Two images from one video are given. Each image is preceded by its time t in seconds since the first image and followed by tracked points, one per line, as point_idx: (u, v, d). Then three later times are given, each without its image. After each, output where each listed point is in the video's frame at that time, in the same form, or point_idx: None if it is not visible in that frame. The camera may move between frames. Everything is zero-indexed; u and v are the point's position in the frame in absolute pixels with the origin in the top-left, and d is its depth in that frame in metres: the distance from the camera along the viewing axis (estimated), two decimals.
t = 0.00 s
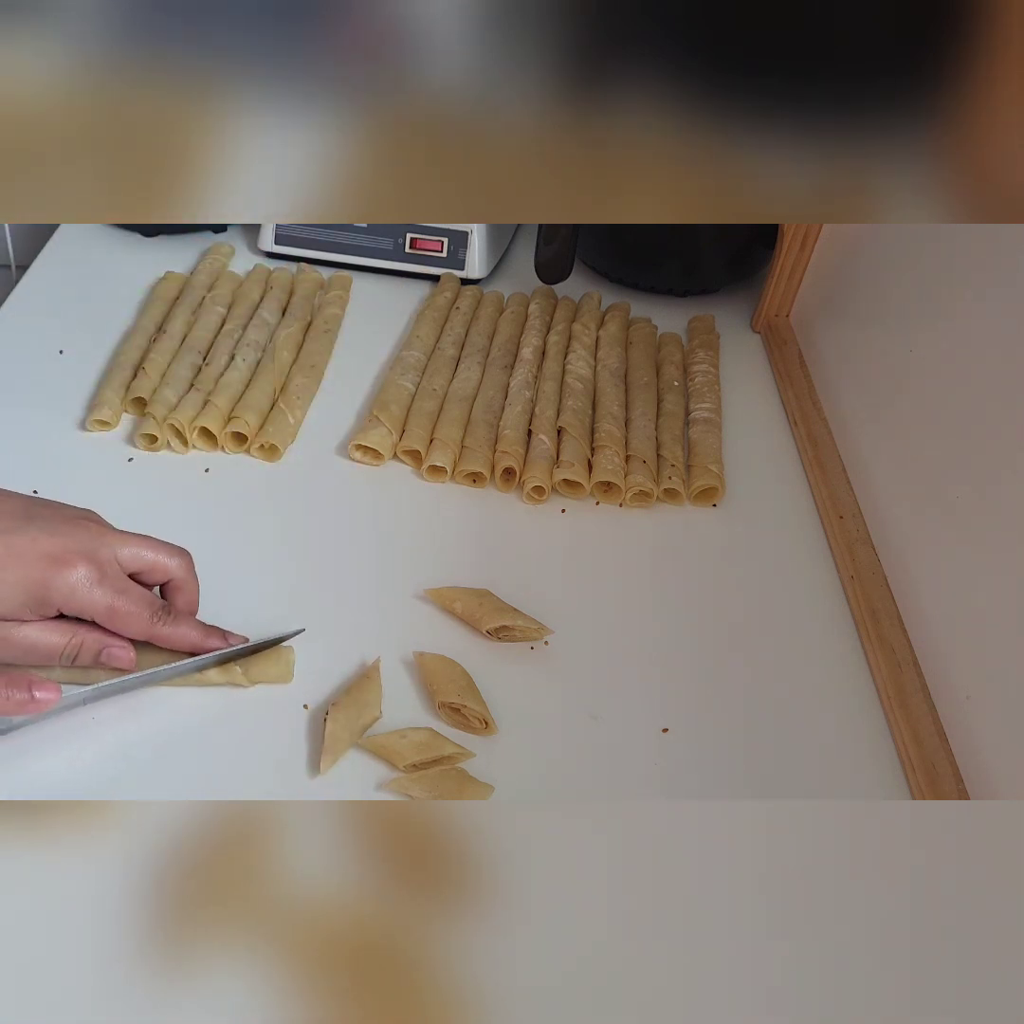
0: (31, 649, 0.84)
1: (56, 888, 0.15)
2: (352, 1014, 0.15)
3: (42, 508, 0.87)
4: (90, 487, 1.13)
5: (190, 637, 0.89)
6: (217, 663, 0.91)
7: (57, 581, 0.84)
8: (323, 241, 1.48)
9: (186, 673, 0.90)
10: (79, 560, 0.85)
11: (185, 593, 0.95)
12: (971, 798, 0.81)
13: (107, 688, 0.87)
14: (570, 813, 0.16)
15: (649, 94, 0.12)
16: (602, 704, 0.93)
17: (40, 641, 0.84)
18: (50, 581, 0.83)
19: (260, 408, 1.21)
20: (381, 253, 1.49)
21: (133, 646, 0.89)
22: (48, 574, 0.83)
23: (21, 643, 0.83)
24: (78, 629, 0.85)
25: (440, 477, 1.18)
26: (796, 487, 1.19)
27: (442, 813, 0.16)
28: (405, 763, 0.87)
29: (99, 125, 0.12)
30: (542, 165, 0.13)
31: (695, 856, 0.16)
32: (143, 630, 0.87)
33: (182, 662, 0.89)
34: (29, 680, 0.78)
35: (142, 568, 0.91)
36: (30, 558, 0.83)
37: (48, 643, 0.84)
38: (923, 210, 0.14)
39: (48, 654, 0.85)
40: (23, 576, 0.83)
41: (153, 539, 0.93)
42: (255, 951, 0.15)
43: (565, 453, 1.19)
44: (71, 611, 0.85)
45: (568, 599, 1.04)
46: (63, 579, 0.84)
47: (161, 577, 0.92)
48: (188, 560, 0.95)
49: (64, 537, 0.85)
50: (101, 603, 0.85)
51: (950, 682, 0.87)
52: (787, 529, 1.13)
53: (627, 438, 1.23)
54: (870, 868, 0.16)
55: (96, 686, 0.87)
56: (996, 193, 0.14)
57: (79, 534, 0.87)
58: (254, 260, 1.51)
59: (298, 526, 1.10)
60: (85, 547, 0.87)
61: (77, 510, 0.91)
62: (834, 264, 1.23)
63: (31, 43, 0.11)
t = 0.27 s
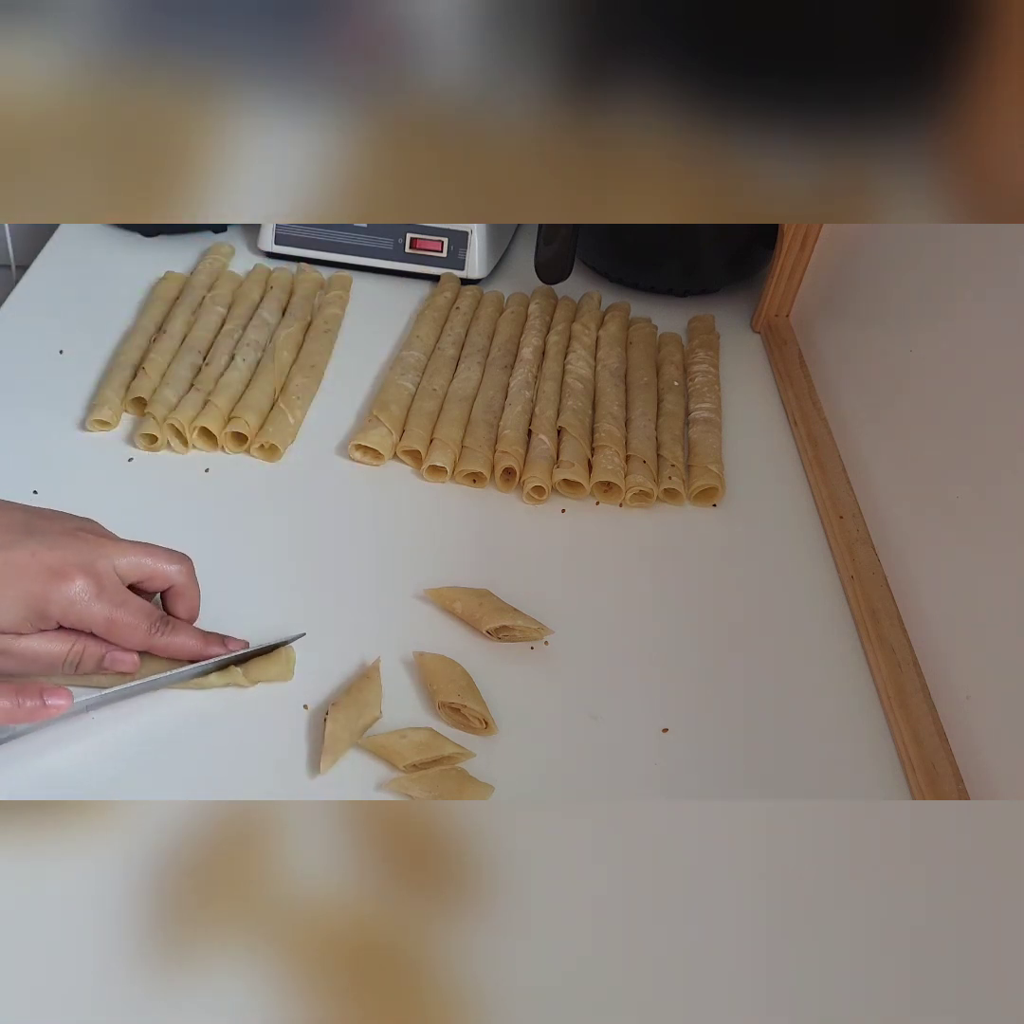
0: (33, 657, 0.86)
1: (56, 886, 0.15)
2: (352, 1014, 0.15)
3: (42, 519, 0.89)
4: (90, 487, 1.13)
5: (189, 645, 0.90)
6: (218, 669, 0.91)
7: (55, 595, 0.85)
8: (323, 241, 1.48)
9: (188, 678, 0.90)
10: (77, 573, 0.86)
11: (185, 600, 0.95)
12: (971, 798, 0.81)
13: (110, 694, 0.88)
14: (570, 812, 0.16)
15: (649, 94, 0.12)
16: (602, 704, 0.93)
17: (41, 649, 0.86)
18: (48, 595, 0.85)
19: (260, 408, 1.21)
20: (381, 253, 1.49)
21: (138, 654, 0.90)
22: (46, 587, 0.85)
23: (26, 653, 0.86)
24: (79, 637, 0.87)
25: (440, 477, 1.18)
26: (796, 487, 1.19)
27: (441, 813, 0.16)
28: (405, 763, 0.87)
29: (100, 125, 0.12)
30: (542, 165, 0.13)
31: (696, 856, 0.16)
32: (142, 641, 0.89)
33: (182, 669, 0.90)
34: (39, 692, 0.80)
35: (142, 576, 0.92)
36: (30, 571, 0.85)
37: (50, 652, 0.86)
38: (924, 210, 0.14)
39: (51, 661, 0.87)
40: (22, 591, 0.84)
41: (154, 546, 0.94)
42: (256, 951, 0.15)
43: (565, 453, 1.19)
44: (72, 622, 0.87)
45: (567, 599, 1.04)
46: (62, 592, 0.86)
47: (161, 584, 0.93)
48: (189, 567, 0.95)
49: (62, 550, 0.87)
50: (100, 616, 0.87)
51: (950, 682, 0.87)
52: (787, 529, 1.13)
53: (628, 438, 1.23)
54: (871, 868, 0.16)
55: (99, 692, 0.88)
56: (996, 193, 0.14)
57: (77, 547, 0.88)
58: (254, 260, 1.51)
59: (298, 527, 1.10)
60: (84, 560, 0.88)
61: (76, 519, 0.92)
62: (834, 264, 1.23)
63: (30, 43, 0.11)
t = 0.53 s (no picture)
0: (41, 664, 0.85)
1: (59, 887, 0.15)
2: (352, 1014, 0.15)
3: (45, 525, 0.89)
4: (91, 487, 1.13)
5: (195, 646, 0.91)
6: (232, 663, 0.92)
7: (60, 602, 0.85)
8: (323, 241, 1.48)
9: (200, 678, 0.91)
10: (82, 579, 0.86)
11: (189, 602, 0.95)
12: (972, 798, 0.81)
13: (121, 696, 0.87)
14: (567, 813, 0.17)
15: (648, 96, 0.12)
16: (602, 704, 0.93)
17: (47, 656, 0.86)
18: (53, 602, 0.85)
19: (260, 408, 1.21)
20: (381, 253, 1.49)
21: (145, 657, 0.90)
22: (51, 594, 0.84)
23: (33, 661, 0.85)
24: (84, 641, 0.87)
25: (440, 477, 1.18)
26: (796, 487, 1.19)
27: (441, 814, 0.16)
28: (405, 762, 0.87)
29: (100, 125, 0.12)
30: (542, 166, 0.13)
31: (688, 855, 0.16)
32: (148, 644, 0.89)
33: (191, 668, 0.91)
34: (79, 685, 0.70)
35: (146, 579, 0.92)
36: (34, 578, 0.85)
37: (55, 658, 0.86)
38: (923, 211, 0.14)
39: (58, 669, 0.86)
40: (27, 599, 0.84)
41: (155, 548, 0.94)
42: (256, 951, 0.15)
43: (565, 453, 1.19)
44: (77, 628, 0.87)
45: (568, 599, 1.04)
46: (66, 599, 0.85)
47: (165, 587, 0.93)
48: (193, 569, 0.95)
49: (66, 556, 0.86)
50: (105, 622, 0.87)
51: (950, 682, 0.87)
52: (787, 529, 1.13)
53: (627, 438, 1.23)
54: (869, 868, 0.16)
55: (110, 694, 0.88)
56: (996, 193, 0.14)
57: (80, 553, 0.87)
58: (254, 260, 1.51)
59: (298, 527, 1.10)
60: (88, 566, 0.87)
61: (78, 524, 0.92)
62: (834, 264, 1.23)
63: (29, 43, 0.11)
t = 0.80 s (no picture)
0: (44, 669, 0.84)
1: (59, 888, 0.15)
2: (352, 1013, 0.15)
3: (46, 528, 0.89)
4: (90, 487, 1.13)
5: (197, 646, 0.90)
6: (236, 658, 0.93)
7: (64, 605, 0.84)
8: (323, 241, 1.48)
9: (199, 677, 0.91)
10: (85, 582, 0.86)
11: (190, 602, 0.95)
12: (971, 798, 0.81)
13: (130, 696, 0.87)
14: (569, 813, 0.17)
15: (648, 98, 0.12)
16: (602, 704, 0.93)
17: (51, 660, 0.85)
18: (57, 605, 0.84)
19: (260, 408, 1.21)
20: (381, 253, 1.49)
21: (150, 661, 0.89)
22: (55, 597, 0.84)
23: (38, 666, 0.84)
24: (87, 645, 0.86)
25: (440, 477, 1.18)
26: (796, 487, 1.19)
27: (441, 813, 0.16)
28: (405, 763, 0.87)
29: (101, 125, 0.12)
30: (542, 165, 0.13)
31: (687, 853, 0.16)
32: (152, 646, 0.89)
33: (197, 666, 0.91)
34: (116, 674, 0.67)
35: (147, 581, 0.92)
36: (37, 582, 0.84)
37: (58, 663, 0.85)
38: (925, 210, 0.14)
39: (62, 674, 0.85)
40: (30, 603, 0.84)
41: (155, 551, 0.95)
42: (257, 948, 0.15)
43: (565, 453, 1.19)
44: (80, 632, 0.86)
45: (568, 599, 1.04)
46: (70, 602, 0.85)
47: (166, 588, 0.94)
48: (194, 571, 0.96)
49: (70, 559, 0.86)
50: (109, 623, 0.86)
51: (950, 682, 0.87)
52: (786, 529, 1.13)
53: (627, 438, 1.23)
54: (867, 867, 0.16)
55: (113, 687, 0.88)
56: (996, 193, 0.14)
57: (83, 556, 0.88)
58: (254, 260, 1.51)
59: (298, 527, 1.10)
60: (90, 569, 0.87)
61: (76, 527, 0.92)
62: (834, 264, 1.23)
63: (29, 45, 0.11)
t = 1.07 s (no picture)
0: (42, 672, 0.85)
1: (60, 886, 0.15)
2: (352, 1013, 0.15)
3: (42, 530, 0.89)
4: (90, 487, 1.13)
5: (197, 646, 0.90)
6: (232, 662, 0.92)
7: (62, 608, 0.85)
8: (323, 241, 1.48)
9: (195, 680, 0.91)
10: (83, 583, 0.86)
11: (188, 602, 0.95)
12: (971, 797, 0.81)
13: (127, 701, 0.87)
14: (568, 813, 0.17)
15: (649, 96, 0.12)
16: (602, 704, 0.93)
17: (49, 664, 0.85)
18: (55, 609, 0.85)
19: (260, 408, 1.21)
20: (381, 253, 1.49)
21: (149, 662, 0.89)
22: (53, 601, 0.85)
23: (37, 670, 0.84)
24: (86, 647, 0.86)
25: (440, 477, 1.18)
26: (796, 487, 1.19)
27: (441, 813, 0.16)
28: (405, 763, 0.87)
29: (101, 124, 0.12)
30: (542, 166, 0.13)
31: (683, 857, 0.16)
32: (150, 647, 0.89)
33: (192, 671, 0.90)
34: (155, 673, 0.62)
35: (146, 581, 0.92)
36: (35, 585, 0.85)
37: (56, 665, 0.85)
38: (924, 210, 0.14)
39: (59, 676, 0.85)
40: (29, 606, 0.84)
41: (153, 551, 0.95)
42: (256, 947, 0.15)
43: (565, 453, 1.19)
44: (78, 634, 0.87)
45: (568, 598, 1.04)
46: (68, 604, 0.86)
47: (165, 588, 0.94)
48: (193, 571, 0.96)
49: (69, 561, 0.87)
50: (108, 624, 0.87)
51: (950, 682, 0.87)
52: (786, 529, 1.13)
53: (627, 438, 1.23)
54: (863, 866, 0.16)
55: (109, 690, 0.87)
56: (996, 193, 0.14)
57: (82, 557, 0.88)
58: (254, 260, 1.51)
59: (297, 527, 1.10)
60: (88, 570, 0.88)
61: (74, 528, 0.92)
62: (834, 264, 1.23)
63: (30, 44, 0.11)
